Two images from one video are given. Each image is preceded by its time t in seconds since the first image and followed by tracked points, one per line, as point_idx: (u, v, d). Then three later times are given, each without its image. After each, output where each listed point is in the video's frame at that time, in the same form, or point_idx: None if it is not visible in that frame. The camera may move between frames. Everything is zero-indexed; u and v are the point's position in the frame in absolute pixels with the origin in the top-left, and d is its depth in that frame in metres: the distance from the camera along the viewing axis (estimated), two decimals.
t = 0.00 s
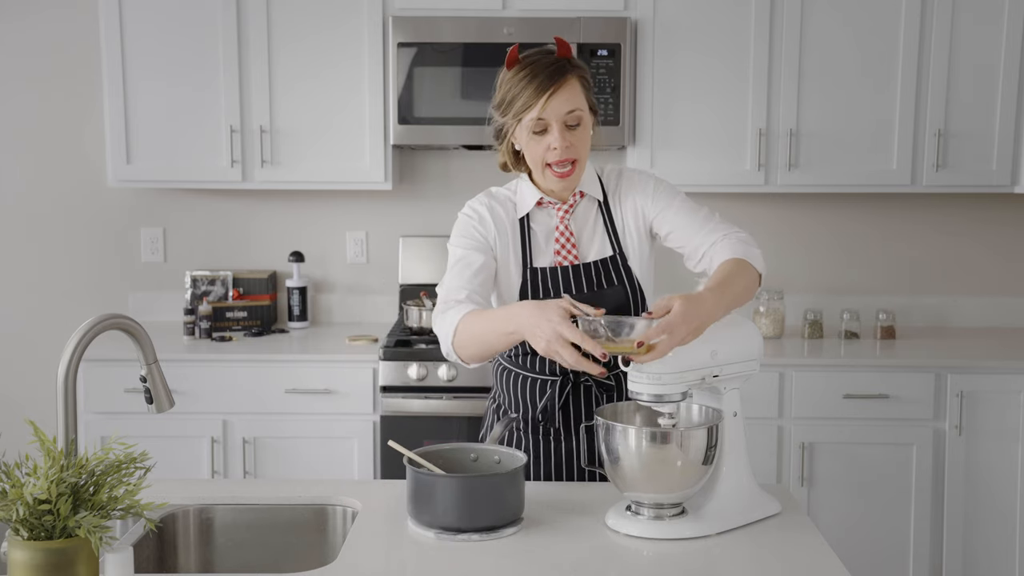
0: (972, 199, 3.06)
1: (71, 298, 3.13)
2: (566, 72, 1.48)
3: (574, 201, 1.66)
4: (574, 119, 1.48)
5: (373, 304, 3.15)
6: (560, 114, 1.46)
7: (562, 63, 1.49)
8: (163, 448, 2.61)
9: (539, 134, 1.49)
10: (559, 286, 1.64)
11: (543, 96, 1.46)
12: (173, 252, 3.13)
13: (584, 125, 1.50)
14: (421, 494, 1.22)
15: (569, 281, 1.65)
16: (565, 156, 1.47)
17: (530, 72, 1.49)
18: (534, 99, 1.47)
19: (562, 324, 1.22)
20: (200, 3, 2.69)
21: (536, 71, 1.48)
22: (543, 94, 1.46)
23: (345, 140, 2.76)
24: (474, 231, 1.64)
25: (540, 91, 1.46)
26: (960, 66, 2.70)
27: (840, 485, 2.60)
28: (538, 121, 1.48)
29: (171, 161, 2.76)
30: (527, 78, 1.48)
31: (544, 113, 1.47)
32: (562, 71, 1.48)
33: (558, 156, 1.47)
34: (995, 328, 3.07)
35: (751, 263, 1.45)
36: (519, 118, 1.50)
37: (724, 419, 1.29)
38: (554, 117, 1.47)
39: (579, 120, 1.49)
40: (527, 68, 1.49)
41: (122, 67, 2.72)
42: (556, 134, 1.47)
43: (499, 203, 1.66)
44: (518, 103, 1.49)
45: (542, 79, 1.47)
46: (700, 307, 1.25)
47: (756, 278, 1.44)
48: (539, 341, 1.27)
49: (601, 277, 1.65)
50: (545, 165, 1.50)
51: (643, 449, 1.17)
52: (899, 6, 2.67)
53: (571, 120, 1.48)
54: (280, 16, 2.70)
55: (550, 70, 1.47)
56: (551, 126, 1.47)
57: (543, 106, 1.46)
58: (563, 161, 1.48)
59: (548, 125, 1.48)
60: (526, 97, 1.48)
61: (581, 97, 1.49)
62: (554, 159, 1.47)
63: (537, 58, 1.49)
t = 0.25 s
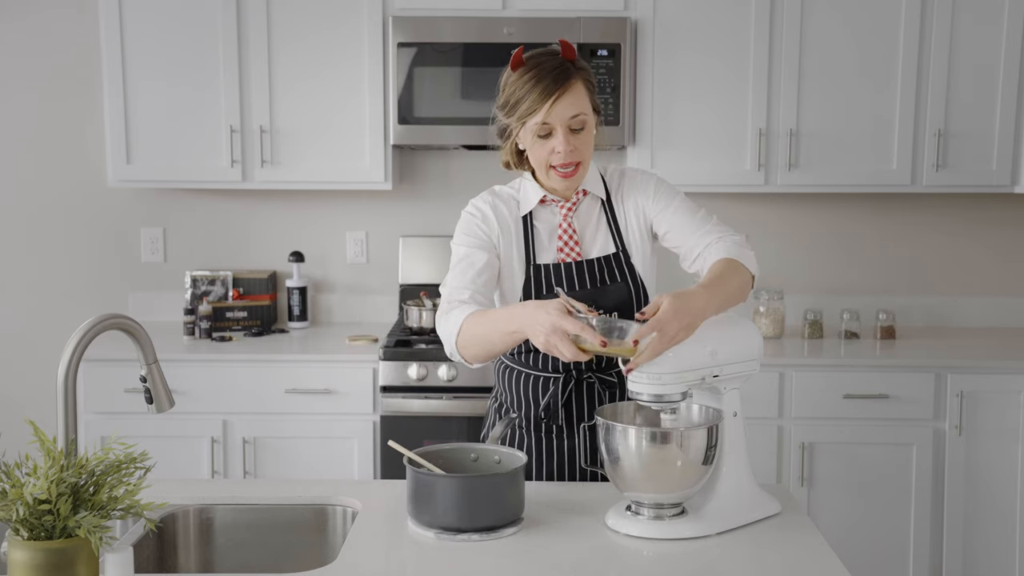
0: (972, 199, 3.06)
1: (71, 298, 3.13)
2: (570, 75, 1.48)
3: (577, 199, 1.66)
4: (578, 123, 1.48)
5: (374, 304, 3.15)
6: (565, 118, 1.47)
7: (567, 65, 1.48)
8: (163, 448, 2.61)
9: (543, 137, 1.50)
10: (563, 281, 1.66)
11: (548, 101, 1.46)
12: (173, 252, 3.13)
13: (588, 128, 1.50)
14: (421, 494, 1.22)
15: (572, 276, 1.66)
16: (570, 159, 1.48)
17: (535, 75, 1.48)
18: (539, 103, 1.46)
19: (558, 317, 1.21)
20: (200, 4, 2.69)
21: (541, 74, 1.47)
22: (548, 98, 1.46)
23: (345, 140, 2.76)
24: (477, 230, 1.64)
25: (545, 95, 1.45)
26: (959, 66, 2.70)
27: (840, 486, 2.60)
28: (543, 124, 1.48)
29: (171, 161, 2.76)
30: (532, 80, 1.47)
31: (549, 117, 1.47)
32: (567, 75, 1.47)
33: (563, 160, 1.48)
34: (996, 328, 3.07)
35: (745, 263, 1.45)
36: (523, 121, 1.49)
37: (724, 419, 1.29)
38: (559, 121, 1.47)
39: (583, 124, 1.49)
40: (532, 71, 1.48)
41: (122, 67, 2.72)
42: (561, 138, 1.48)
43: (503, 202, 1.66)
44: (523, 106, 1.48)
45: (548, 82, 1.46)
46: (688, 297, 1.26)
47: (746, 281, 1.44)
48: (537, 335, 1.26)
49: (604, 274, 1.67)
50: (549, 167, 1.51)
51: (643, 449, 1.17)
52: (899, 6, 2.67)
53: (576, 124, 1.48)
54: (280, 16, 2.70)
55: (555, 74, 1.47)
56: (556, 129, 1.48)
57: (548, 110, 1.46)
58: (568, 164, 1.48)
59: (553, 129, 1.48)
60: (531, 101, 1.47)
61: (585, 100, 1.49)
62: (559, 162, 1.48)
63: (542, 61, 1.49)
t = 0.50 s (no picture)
0: (972, 199, 3.06)
1: (71, 298, 3.13)
2: (575, 74, 1.47)
3: (577, 196, 1.65)
4: (580, 122, 1.49)
5: (374, 304, 3.15)
6: (568, 116, 1.47)
7: (572, 65, 1.48)
8: (163, 448, 2.61)
9: (546, 135, 1.50)
10: (560, 276, 1.64)
11: (551, 99, 1.46)
12: (173, 252, 3.13)
13: (590, 127, 1.50)
14: (420, 494, 1.22)
15: (571, 272, 1.65)
16: (571, 157, 1.48)
17: (539, 73, 1.48)
18: (543, 101, 1.46)
19: (542, 323, 1.23)
20: (200, 5, 2.70)
21: (546, 72, 1.47)
22: (552, 96, 1.46)
23: (345, 140, 2.76)
24: (477, 230, 1.64)
25: (549, 93, 1.45)
26: (960, 66, 2.70)
27: (840, 486, 2.60)
28: (545, 122, 1.48)
29: (171, 161, 2.76)
30: (536, 78, 1.47)
31: (552, 115, 1.47)
32: (572, 74, 1.47)
33: (564, 158, 1.48)
34: (996, 328, 3.07)
35: (750, 261, 1.43)
36: (526, 118, 1.50)
37: (724, 419, 1.29)
38: (562, 119, 1.47)
39: (586, 122, 1.49)
40: (537, 68, 1.48)
41: (122, 67, 2.72)
42: (562, 135, 1.48)
43: (502, 200, 1.67)
44: (526, 104, 1.48)
45: (551, 81, 1.46)
46: (692, 275, 1.28)
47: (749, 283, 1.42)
48: (523, 337, 1.26)
49: (603, 270, 1.66)
50: (551, 164, 1.50)
51: (643, 449, 1.17)
52: (899, 6, 2.67)
53: (578, 123, 1.48)
54: (280, 16, 2.70)
55: (560, 73, 1.46)
56: (559, 127, 1.48)
57: (551, 108, 1.46)
58: (568, 162, 1.48)
59: (555, 126, 1.48)
60: (534, 98, 1.47)
61: (589, 99, 1.49)
62: (560, 161, 1.48)
63: (548, 59, 1.49)
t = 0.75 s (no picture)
0: (972, 199, 3.06)
1: (71, 298, 3.13)
2: (575, 74, 1.48)
3: (577, 193, 1.66)
4: (579, 122, 1.49)
5: (374, 303, 3.15)
6: (567, 116, 1.47)
7: (572, 65, 1.48)
8: (163, 448, 2.61)
9: (545, 134, 1.50)
10: (563, 270, 1.64)
11: (551, 99, 1.46)
12: (173, 252, 3.13)
13: (589, 127, 1.51)
14: (421, 495, 1.22)
15: (572, 266, 1.64)
16: (570, 157, 1.48)
17: (539, 73, 1.48)
18: (543, 101, 1.46)
19: (541, 336, 1.25)
20: (200, 5, 2.70)
21: (546, 72, 1.47)
22: (552, 96, 1.46)
23: (345, 140, 2.76)
24: (478, 233, 1.64)
25: (549, 93, 1.45)
26: (960, 65, 2.70)
27: (840, 486, 2.60)
28: (545, 122, 1.48)
29: (171, 161, 2.76)
30: (537, 78, 1.47)
31: (552, 115, 1.47)
32: (572, 75, 1.47)
33: (564, 158, 1.48)
34: (996, 328, 3.07)
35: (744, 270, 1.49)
36: (526, 118, 1.50)
37: (725, 419, 1.29)
38: (561, 119, 1.47)
39: (585, 122, 1.50)
40: (538, 69, 1.48)
41: (122, 68, 2.72)
42: (562, 135, 1.48)
43: (502, 201, 1.67)
44: (526, 103, 1.48)
45: (552, 80, 1.46)
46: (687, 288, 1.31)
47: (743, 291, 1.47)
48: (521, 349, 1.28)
49: (605, 265, 1.66)
50: (550, 164, 1.50)
51: (643, 449, 1.17)
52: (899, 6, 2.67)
53: (577, 123, 1.49)
54: (280, 16, 2.70)
55: (560, 73, 1.47)
56: (558, 127, 1.48)
57: (551, 107, 1.46)
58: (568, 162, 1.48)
59: (555, 126, 1.48)
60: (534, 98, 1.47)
61: (588, 100, 1.50)
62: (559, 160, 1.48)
63: (548, 59, 1.49)
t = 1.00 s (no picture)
0: (971, 199, 3.06)
1: (71, 298, 3.13)
2: (579, 73, 1.48)
3: (579, 191, 1.66)
4: (583, 120, 1.49)
5: (374, 303, 3.15)
6: (571, 114, 1.47)
7: (576, 64, 1.49)
8: (163, 448, 2.61)
9: (550, 132, 1.50)
10: (565, 266, 1.64)
11: (556, 96, 1.46)
12: (173, 252, 3.13)
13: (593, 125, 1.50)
14: (420, 494, 1.22)
15: (575, 262, 1.64)
16: (573, 154, 1.48)
17: (544, 71, 1.49)
18: (547, 99, 1.46)
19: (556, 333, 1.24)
20: (200, 6, 2.70)
21: (551, 71, 1.47)
22: (556, 94, 1.46)
23: (345, 140, 2.76)
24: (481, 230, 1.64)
25: (553, 91, 1.46)
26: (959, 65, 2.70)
27: (840, 486, 2.60)
28: (549, 119, 1.48)
29: (171, 161, 2.76)
30: (541, 76, 1.47)
31: (556, 113, 1.47)
32: (576, 74, 1.47)
33: (567, 155, 1.48)
34: (996, 328, 3.07)
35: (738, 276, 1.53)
36: (530, 115, 1.50)
37: (724, 419, 1.29)
38: (565, 117, 1.47)
39: (589, 121, 1.50)
40: (542, 68, 1.48)
41: (122, 68, 2.72)
42: (565, 133, 1.48)
43: (505, 198, 1.67)
44: (531, 101, 1.48)
45: (556, 79, 1.46)
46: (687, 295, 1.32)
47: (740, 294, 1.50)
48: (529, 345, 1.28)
49: (606, 261, 1.66)
50: (554, 162, 1.50)
51: (643, 449, 1.17)
52: (899, 6, 2.67)
53: (581, 121, 1.48)
54: (280, 16, 2.70)
55: (565, 72, 1.47)
56: (562, 125, 1.48)
57: (555, 105, 1.46)
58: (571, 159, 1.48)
59: (559, 124, 1.48)
60: (539, 96, 1.47)
61: (592, 99, 1.50)
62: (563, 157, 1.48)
63: (553, 58, 1.49)
